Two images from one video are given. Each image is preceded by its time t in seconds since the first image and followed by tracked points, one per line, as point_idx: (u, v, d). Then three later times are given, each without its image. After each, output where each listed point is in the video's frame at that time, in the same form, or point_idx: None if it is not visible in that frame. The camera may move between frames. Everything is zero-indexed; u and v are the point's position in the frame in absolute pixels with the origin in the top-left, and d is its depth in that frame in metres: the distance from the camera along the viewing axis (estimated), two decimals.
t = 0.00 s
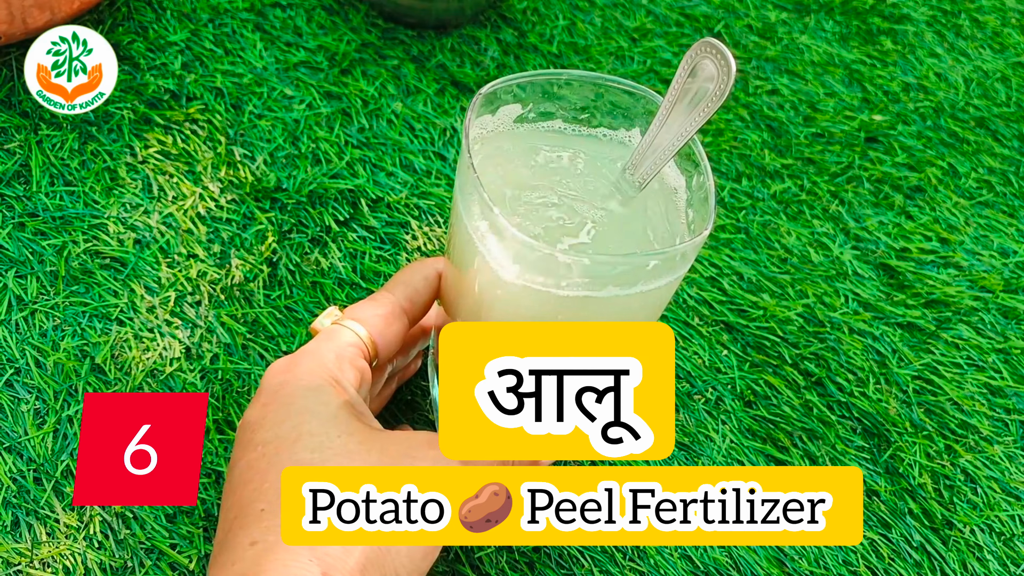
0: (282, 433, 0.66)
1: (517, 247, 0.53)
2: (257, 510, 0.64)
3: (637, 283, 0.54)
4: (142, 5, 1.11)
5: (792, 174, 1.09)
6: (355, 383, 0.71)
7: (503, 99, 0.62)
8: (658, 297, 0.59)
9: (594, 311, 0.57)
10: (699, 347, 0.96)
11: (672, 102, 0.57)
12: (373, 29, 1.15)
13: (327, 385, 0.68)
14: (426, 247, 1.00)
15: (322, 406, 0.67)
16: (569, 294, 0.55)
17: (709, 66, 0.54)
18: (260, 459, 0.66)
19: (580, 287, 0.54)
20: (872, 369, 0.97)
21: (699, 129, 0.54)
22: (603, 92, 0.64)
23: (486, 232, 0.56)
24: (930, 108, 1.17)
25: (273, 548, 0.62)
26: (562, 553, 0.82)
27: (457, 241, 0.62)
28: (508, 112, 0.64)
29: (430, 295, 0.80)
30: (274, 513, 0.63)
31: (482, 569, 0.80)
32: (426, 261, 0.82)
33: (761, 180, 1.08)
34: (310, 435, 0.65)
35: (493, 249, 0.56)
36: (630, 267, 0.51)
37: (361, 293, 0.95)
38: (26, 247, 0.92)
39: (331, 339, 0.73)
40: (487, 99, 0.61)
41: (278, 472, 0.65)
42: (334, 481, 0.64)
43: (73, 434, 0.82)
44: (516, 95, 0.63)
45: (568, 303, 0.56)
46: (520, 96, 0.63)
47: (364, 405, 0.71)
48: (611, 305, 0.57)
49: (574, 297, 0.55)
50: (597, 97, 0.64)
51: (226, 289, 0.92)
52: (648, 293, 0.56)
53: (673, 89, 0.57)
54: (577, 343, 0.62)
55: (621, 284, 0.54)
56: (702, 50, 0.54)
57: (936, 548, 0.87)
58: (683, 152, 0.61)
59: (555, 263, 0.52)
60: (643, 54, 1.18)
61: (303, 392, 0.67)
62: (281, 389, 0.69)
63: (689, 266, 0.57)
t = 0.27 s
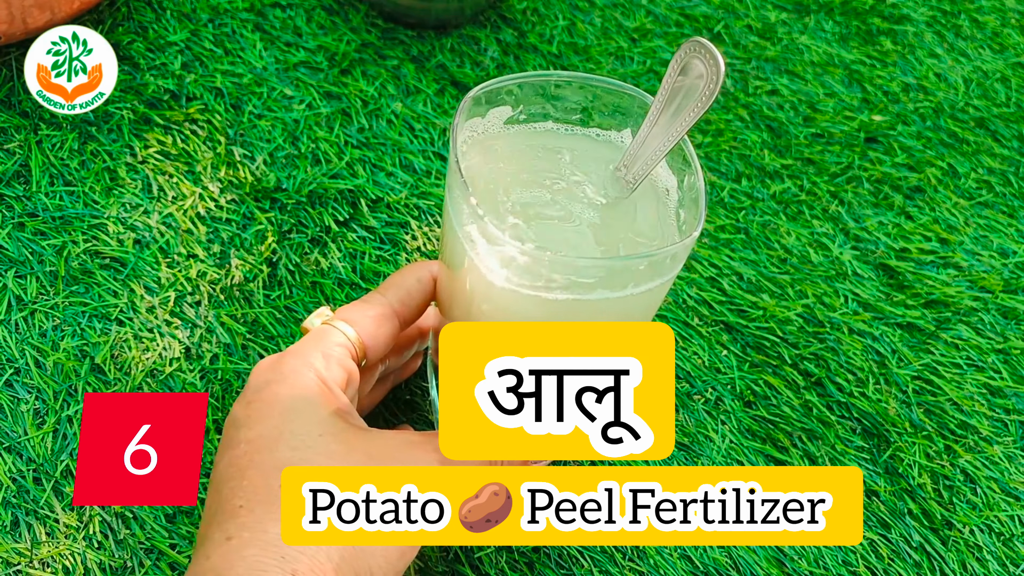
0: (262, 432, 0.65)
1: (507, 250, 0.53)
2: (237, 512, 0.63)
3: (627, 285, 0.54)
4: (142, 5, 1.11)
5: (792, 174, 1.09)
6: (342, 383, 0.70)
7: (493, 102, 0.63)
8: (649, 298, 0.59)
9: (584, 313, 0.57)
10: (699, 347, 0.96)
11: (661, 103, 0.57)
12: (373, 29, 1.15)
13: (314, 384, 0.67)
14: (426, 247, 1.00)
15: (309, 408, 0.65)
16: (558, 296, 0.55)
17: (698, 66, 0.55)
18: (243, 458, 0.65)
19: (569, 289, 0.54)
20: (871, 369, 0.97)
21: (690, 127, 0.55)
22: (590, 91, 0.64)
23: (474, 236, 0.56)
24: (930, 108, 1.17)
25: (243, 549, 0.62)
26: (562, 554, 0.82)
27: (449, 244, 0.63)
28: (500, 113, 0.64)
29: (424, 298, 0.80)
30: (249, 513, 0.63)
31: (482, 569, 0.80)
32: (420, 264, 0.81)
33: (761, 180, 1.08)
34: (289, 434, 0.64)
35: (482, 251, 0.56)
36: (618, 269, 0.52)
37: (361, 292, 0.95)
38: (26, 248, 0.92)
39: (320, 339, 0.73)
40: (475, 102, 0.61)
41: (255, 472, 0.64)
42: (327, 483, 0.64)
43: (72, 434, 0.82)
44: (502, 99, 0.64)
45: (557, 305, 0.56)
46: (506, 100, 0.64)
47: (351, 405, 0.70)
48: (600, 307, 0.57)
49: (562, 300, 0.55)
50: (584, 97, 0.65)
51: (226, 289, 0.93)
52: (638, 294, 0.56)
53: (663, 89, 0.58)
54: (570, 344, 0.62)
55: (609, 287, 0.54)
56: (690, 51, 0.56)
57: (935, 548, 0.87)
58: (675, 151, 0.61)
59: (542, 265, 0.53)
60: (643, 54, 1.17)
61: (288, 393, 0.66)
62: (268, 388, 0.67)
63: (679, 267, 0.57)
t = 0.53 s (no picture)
0: (251, 440, 0.65)
1: (491, 248, 0.53)
2: (224, 522, 0.63)
3: (612, 282, 0.54)
4: (142, 5, 1.11)
5: (792, 174, 1.09)
6: (335, 388, 0.70)
7: (481, 101, 0.63)
8: (638, 296, 0.59)
9: (571, 311, 0.57)
10: (699, 347, 0.96)
11: (649, 98, 0.57)
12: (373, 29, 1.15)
13: (305, 390, 0.67)
14: (426, 247, 1.00)
15: (298, 414, 0.66)
16: (544, 295, 0.55)
17: (685, 62, 0.55)
18: (232, 466, 0.65)
19: (554, 287, 0.54)
20: (871, 369, 0.97)
21: (677, 121, 0.55)
22: (584, 91, 0.64)
23: (459, 235, 0.56)
24: (930, 108, 1.17)
25: (226, 562, 0.62)
26: (562, 554, 0.82)
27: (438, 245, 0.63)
28: (491, 111, 0.65)
29: (421, 297, 0.80)
30: (232, 525, 0.63)
31: (482, 569, 0.80)
32: (417, 262, 0.81)
33: (761, 180, 1.08)
34: (275, 444, 0.65)
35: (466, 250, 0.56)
36: (601, 266, 0.52)
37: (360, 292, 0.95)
38: (25, 247, 0.92)
39: (314, 344, 0.73)
40: (462, 100, 0.62)
41: (241, 483, 0.64)
42: (322, 483, 0.64)
43: (72, 434, 0.82)
44: (497, 96, 0.64)
45: (543, 304, 0.56)
46: (500, 98, 0.64)
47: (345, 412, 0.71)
48: (587, 305, 0.56)
49: (547, 298, 0.55)
50: (578, 97, 0.65)
51: (226, 289, 0.93)
52: (624, 293, 0.56)
53: (650, 85, 0.58)
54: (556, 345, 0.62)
55: (595, 285, 0.54)
56: (676, 46, 0.56)
57: (935, 548, 0.87)
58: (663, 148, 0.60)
59: (526, 263, 0.53)
60: (643, 54, 1.17)
61: (277, 399, 0.67)
62: (260, 395, 0.68)
63: (668, 263, 0.57)
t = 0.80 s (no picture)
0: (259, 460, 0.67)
1: (488, 253, 0.53)
2: (235, 547, 0.66)
3: (610, 285, 0.54)
4: (142, 5, 1.11)
5: (792, 174, 1.09)
6: (341, 404, 0.71)
7: (479, 104, 0.64)
8: (637, 299, 0.58)
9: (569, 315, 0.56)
10: (699, 347, 0.96)
11: (646, 99, 0.57)
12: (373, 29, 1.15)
13: (309, 405, 0.68)
14: (426, 247, 1.00)
15: (303, 430, 0.67)
16: (542, 299, 0.54)
17: (683, 62, 0.55)
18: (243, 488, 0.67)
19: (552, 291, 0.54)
20: (871, 370, 0.97)
21: (675, 121, 0.55)
22: (584, 91, 0.64)
23: (455, 239, 0.56)
24: (930, 108, 1.17)
25: None
26: (562, 554, 0.82)
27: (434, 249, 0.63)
28: (489, 113, 0.65)
29: (422, 301, 0.80)
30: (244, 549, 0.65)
31: (482, 569, 0.80)
32: (418, 265, 0.81)
33: (761, 181, 1.08)
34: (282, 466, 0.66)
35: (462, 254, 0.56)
36: (600, 268, 0.51)
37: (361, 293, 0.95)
38: (25, 247, 0.92)
39: (318, 358, 0.73)
40: (461, 102, 0.62)
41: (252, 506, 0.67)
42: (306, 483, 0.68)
43: (72, 434, 0.82)
44: (496, 97, 0.64)
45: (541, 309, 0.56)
46: (499, 99, 0.64)
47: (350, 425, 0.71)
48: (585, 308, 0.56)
49: (545, 302, 0.55)
50: (578, 97, 0.65)
51: (226, 289, 0.93)
52: (620, 295, 0.55)
53: (648, 85, 0.58)
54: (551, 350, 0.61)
55: (593, 288, 0.54)
56: (673, 46, 0.56)
57: (935, 548, 0.87)
58: (662, 149, 0.60)
59: (523, 266, 0.52)
60: (643, 54, 1.17)
61: (283, 416, 0.68)
62: (266, 412, 0.69)
63: (666, 264, 0.57)
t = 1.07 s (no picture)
0: (256, 462, 0.63)
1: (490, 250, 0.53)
2: (232, 548, 0.60)
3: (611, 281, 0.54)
4: (142, 5, 1.11)
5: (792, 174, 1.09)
6: (339, 405, 0.71)
7: (479, 103, 0.64)
8: (637, 296, 0.59)
9: (570, 312, 0.57)
10: (699, 347, 0.96)
11: (646, 98, 0.58)
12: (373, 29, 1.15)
13: (307, 408, 0.67)
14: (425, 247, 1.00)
15: (300, 430, 0.65)
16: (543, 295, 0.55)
17: (683, 59, 0.55)
18: (236, 489, 0.63)
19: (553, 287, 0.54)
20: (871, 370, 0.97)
21: (675, 120, 0.55)
22: (584, 91, 0.64)
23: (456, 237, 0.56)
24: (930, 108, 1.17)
25: None
26: (562, 555, 0.82)
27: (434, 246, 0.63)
28: (490, 114, 0.65)
29: (421, 304, 0.80)
30: (240, 549, 0.59)
31: (482, 569, 0.80)
32: (416, 267, 0.82)
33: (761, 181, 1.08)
34: (281, 466, 0.62)
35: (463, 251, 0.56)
36: (602, 265, 0.52)
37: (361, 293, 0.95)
38: (25, 247, 0.92)
39: (317, 360, 0.73)
40: (461, 101, 0.62)
41: (248, 506, 0.62)
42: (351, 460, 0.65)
43: (71, 434, 0.82)
44: (497, 96, 0.64)
45: (542, 305, 0.56)
46: (499, 98, 0.64)
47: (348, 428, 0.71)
48: (586, 305, 0.57)
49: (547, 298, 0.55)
50: (578, 97, 0.64)
51: (226, 289, 0.93)
52: (620, 292, 0.56)
53: (648, 83, 0.58)
54: (551, 348, 0.62)
55: (594, 284, 0.54)
56: (672, 44, 0.55)
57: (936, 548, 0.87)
58: (663, 148, 0.61)
59: (525, 263, 0.53)
60: (643, 54, 1.17)
61: (281, 419, 0.66)
62: (262, 413, 0.67)
63: (666, 262, 0.57)
